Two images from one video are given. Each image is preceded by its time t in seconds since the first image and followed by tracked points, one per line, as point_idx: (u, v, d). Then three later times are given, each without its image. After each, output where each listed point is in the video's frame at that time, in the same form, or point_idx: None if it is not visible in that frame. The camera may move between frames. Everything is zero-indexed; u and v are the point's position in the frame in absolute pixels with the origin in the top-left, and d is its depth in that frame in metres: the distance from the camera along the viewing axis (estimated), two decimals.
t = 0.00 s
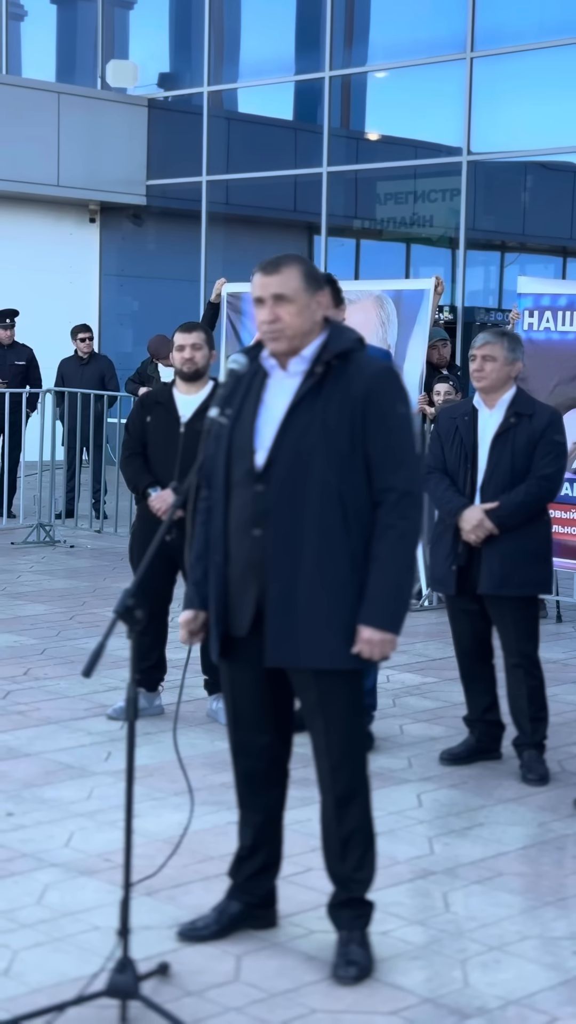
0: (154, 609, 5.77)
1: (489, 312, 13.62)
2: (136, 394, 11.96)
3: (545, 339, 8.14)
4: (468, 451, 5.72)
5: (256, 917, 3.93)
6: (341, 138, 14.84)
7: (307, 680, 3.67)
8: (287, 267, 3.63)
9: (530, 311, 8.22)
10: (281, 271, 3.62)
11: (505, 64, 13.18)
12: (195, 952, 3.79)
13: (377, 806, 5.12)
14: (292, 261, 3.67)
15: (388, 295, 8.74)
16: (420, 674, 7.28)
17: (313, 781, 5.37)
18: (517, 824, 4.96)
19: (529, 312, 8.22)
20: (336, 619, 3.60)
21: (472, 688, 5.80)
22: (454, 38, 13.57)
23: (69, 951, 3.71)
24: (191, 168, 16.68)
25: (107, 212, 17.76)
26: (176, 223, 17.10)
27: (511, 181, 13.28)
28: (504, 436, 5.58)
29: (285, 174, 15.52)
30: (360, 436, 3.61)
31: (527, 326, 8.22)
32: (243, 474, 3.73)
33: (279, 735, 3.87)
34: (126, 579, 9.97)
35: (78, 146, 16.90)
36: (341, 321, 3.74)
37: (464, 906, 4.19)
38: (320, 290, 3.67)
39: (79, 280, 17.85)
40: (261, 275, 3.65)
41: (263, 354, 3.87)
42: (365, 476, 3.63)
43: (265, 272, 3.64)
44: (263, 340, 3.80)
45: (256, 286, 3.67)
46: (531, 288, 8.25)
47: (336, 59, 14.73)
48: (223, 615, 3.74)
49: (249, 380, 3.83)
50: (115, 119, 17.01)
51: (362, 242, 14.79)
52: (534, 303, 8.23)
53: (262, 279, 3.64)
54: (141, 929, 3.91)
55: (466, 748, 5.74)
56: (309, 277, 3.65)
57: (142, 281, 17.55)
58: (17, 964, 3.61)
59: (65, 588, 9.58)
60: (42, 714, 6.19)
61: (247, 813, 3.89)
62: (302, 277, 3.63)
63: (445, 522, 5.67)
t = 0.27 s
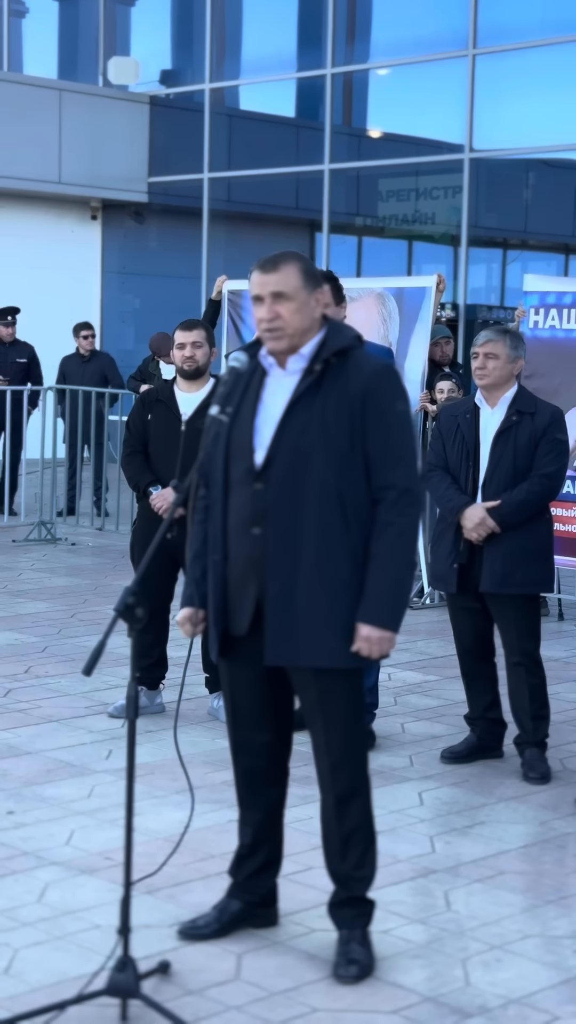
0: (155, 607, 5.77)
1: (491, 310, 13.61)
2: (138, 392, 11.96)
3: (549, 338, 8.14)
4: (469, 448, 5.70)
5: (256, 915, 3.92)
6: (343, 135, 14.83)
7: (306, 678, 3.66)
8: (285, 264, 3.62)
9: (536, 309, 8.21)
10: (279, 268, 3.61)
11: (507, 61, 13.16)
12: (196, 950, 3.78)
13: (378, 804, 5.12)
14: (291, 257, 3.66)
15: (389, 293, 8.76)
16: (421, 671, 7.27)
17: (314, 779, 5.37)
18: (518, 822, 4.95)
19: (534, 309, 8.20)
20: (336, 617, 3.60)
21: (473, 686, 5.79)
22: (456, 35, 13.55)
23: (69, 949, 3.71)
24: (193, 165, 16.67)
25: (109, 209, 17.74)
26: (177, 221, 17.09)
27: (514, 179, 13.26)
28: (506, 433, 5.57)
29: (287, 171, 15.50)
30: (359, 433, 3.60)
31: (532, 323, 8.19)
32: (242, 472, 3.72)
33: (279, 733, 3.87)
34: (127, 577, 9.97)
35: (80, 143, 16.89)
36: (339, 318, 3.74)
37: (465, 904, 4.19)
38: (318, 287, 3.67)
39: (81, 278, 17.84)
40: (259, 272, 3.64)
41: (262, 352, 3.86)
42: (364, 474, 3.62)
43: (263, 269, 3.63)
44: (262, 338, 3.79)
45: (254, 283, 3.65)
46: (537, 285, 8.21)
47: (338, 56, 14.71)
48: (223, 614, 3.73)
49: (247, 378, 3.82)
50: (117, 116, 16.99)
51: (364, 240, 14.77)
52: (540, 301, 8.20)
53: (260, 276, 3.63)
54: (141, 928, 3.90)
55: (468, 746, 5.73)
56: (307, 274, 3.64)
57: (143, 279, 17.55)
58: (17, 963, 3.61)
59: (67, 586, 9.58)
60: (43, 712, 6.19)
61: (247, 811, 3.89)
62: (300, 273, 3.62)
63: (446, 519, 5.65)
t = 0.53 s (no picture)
0: (155, 606, 5.78)
1: (492, 309, 13.55)
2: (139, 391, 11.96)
3: (552, 336, 8.16)
4: (469, 447, 5.68)
5: (257, 914, 3.92)
6: (343, 133, 14.83)
7: (306, 677, 3.66)
8: (286, 261, 3.60)
9: (538, 307, 8.21)
10: (280, 266, 3.59)
11: (508, 59, 13.15)
12: (196, 949, 3.78)
13: (378, 802, 5.12)
14: (291, 255, 3.64)
15: (391, 292, 8.78)
16: (423, 670, 7.27)
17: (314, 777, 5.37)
18: (519, 821, 4.95)
19: (537, 307, 8.21)
20: (336, 616, 3.59)
21: (473, 684, 5.78)
22: (457, 32, 13.54)
23: (70, 948, 3.71)
24: (193, 163, 16.66)
25: (110, 208, 17.74)
26: (178, 219, 17.08)
27: (515, 176, 13.23)
28: (505, 431, 5.56)
29: (287, 169, 15.49)
30: (360, 433, 3.61)
31: (535, 322, 8.22)
32: (241, 471, 3.72)
33: (278, 732, 3.86)
34: (128, 575, 9.96)
35: (81, 141, 16.90)
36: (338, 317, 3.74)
37: (466, 903, 4.18)
38: (318, 285, 3.65)
39: (82, 276, 17.83)
40: (260, 270, 3.61)
41: (261, 350, 3.86)
42: (365, 473, 3.63)
43: (264, 267, 3.60)
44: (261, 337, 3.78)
45: (254, 281, 3.63)
46: (540, 284, 8.21)
47: (340, 53, 14.71)
48: (222, 613, 3.73)
49: (246, 377, 3.82)
50: (118, 114, 16.99)
51: (364, 238, 14.76)
52: (543, 299, 8.20)
53: (261, 274, 3.60)
54: (141, 926, 3.90)
55: (468, 744, 5.72)
56: (308, 272, 3.62)
57: (145, 277, 17.55)
58: (17, 961, 3.61)
59: (68, 584, 9.58)
60: (43, 710, 6.19)
61: (246, 810, 3.89)
62: (301, 272, 3.59)
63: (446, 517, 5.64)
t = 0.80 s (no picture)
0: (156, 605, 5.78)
1: (492, 308, 13.53)
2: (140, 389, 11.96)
3: (553, 334, 8.15)
4: (468, 446, 5.68)
5: (257, 913, 3.91)
6: (343, 131, 14.82)
7: (305, 675, 3.66)
8: (287, 259, 3.59)
9: (540, 306, 8.15)
10: (281, 263, 3.58)
11: (509, 57, 13.14)
12: (196, 948, 3.77)
13: (379, 801, 5.12)
14: (291, 253, 3.64)
15: (391, 290, 8.79)
16: (423, 668, 7.27)
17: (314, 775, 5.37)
18: (519, 819, 4.95)
19: (539, 306, 8.15)
20: (336, 614, 3.59)
21: (473, 682, 5.78)
22: (457, 30, 13.53)
23: (70, 946, 3.71)
24: (193, 161, 16.65)
25: (110, 206, 17.74)
26: (178, 217, 17.07)
27: (515, 175, 13.21)
28: (504, 430, 5.56)
29: (287, 167, 15.48)
30: (360, 431, 3.61)
31: (536, 322, 8.18)
32: (241, 470, 3.72)
33: (277, 730, 3.86)
34: (128, 573, 9.96)
35: (81, 139, 16.89)
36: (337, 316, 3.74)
37: (466, 901, 4.18)
38: (319, 283, 3.65)
39: (82, 274, 17.82)
40: (261, 267, 3.60)
41: (260, 348, 3.85)
42: (365, 472, 3.63)
43: (265, 265, 3.59)
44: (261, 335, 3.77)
45: (255, 278, 3.62)
46: (541, 283, 8.15)
47: (340, 51, 14.70)
48: (221, 612, 3.72)
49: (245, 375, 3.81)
50: (117, 113, 16.98)
51: (365, 236, 14.75)
52: (545, 299, 8.13)
53: (262, 271, 3.59)
54: (141, 925, 3.89)
55: (468, 742, 5.72)
56: (308, 270, 3.61)
57: (145, 275, 17.55)
58: (17, 961, 3.60)
59: (67, 582, 9.57)
60: (44, 709, 6.19)
61: (246, 809, 3.88)
62: (302, 270, 3.59)
63: (445, 516, 5.63)
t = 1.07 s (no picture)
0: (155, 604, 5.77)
1: (491, 307, 13.53)
2: (139, 388, 11.95)
3: (551, 332, 8.16)
4: (467, 445, 5.67)
5: (256, 913, 3.91)
6: (343, 130, 14.81)
7: (305, 674, 3.65)
8: (285, 258, 3.59)
9: (538, 305, 8.21)
10: (280, 263, 3.58)
11: (508, 56, 13.14)
12: (195, 948, 3.77)
13: (378, 800, 5.12)
14: (290, 252, 3.63)
15: (390, 289, 8.79)
16: (422, 668, 7.27)
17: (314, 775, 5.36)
18: (518, 819, 4.94)
19: (536, 305, 8.21)
20: (336, 613, 3.59)
21: (473, 682, 5.78)
22: (457, 29, 13.52)
23: (68, 946, 3.70)
24: (193, 161, 16.65)
25: (109, 205, 17.74)
26: (177, 216, 17.07)
27: (514, 174, 13.21)
28: (503, 430, 5.56)
29: (287, 166, 15.48)
30: (360, 431, 3.61)
31: (534, 320, 8.22)
32: (240, 469, 3.71)
33: (275, 730, 3.86)
34: (127, 573, 9.95)
35: (80, 138, 16.89)
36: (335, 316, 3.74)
37: (465, 901, 4.17)
38: (317, 282, 3.65)
39: (82, 273, 17.80)
40: (260, 266, 3.60)
41: (257, 347, 3.84)
42: (364, 471, 3.63)
43: (264, 264, 3.59)
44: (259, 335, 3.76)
45: (253, 278, 3.62)
46: (539, 282, 8.23)
47: (339, 50, 14.69)
48: (220, 611, 3.71)
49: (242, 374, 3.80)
50: (117, 112, 16.97)
51: (364, 235, 14.75)
52: (542, 298, 8.20)
53: (261, 270, 3.59)
54: (140, 926, 3.89)
55: (468, 741, 5.72)
56: (307, 270, 3.61)
57: (144, 274, 17.54)
58: (15, 961, 3.59)
59: (67, 581, 9.56)
60: (43, 708, 6.18)
61: (244, 808, 3.88)
62: (301, 269, 3.58)
63: (444, 515, 5.63)
